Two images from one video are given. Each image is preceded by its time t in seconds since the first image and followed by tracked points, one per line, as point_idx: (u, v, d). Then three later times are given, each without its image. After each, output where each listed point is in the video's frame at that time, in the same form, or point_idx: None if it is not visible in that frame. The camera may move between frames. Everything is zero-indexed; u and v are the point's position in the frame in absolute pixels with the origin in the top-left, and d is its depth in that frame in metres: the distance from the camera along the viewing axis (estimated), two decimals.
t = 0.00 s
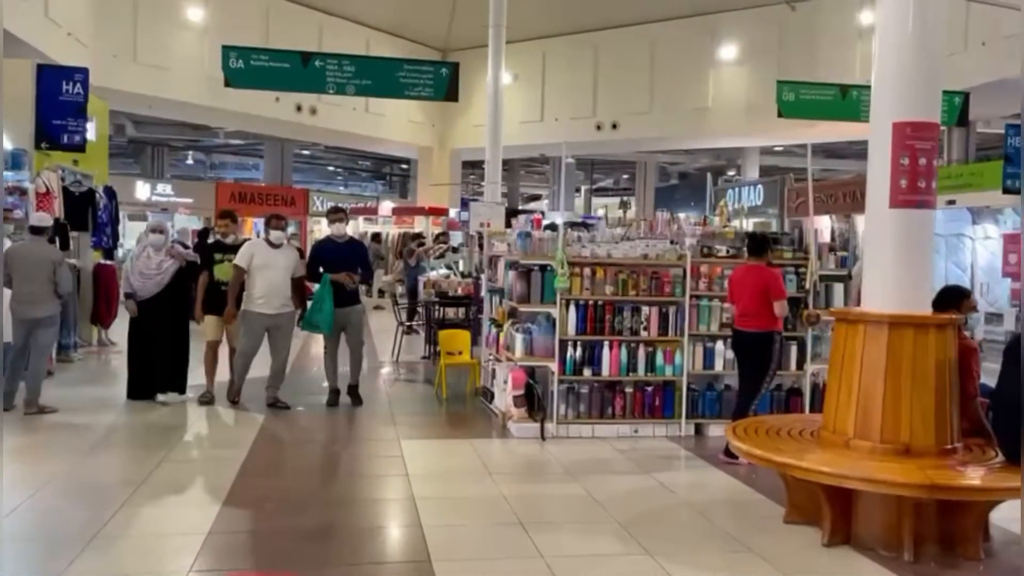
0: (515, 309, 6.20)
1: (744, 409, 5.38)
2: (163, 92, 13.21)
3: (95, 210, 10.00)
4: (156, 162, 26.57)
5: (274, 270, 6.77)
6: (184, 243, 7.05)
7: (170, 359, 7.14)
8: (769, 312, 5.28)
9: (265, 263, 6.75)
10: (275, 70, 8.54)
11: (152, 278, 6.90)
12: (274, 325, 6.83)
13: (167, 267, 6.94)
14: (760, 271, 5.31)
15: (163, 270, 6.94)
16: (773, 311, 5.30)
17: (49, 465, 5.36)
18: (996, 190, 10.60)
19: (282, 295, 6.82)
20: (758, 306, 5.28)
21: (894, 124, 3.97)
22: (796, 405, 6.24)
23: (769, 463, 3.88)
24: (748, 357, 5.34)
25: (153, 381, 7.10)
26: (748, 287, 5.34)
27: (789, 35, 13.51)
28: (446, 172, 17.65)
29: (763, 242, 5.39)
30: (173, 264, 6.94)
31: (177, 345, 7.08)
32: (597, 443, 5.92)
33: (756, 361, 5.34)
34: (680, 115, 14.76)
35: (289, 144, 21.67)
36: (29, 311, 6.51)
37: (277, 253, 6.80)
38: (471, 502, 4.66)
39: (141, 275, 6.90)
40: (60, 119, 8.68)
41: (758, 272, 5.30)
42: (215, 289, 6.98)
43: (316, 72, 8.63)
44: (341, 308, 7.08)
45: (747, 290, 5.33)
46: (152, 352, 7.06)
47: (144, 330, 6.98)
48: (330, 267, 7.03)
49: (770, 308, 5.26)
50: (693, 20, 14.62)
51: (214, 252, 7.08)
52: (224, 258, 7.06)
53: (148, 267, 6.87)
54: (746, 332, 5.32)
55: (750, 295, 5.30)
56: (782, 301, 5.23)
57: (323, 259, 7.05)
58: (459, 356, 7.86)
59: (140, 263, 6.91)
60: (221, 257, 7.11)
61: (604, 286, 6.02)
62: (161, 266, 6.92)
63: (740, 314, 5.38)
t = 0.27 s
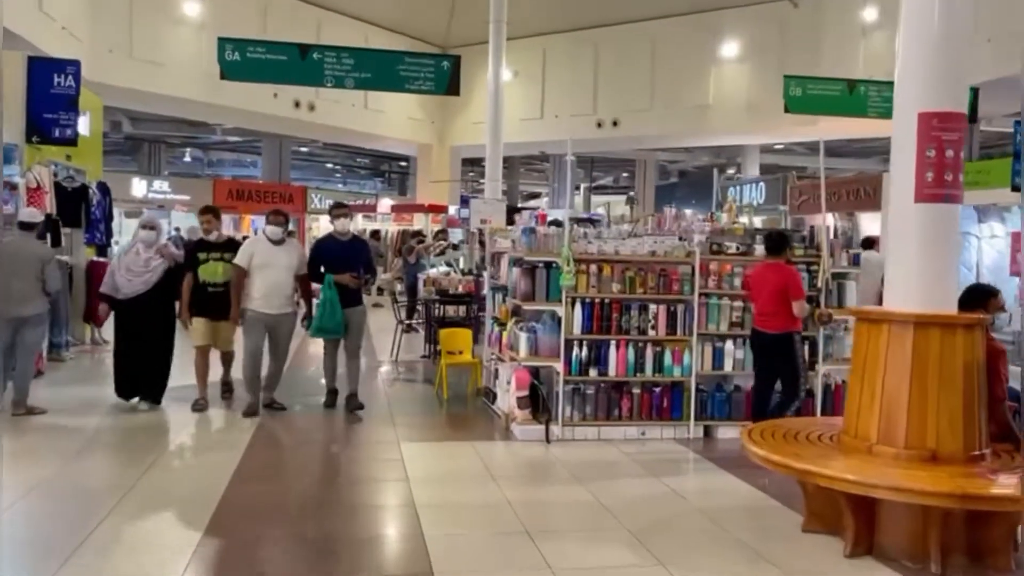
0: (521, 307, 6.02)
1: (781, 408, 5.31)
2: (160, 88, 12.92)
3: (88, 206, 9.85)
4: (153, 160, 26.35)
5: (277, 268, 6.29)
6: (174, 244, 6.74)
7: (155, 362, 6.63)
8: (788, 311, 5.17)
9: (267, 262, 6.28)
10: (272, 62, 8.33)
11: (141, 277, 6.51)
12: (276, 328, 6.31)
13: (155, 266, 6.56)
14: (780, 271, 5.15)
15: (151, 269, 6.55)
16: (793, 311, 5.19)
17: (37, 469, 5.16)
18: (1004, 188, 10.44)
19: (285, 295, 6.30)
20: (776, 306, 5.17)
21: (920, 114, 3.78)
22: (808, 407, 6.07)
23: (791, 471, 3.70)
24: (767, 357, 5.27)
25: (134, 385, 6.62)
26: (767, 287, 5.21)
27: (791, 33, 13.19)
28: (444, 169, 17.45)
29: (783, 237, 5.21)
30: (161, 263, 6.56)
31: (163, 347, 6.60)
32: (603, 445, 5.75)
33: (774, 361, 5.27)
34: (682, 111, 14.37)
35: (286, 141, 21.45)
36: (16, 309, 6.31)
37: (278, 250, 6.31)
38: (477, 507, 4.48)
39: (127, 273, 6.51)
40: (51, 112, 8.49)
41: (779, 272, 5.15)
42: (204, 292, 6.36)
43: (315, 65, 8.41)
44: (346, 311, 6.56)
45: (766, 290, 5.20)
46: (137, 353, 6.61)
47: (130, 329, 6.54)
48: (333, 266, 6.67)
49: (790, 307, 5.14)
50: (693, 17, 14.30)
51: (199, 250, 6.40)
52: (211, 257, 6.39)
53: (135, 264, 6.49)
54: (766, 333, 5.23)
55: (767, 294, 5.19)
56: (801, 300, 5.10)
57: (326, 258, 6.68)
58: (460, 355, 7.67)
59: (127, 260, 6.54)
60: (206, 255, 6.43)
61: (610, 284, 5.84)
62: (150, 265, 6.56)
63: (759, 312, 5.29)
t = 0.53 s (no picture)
0: (524, 311, 5.84)
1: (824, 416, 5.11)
2: (153, 84, 12.67)
3: (80, 205, 9.61)
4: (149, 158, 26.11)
5: (273, 270, 5.96)
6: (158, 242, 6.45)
7: (137, 365, 6.39)
8: (817, 316, 4.98)
9: (262, 264, 5.95)
10: (268, 57, 8.12)
11: (120, 278, 6.25)
12: (274, 333, 5.98)
13: (135, 267, 6.30)
14: (808, 271, 4.96)
15: (132, 269, 6.29)
16: (821, 315, 4.99)
17: (19, 477, 4.93)
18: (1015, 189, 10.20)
19: (282, 299, 5.96)
20: (805, 310, 4.98)
21: (952, 108, 3.53)
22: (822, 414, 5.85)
23: (814, 485, 3.43)
24: (794, 363, 5.05)
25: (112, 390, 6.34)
26: (795, 289, 5.01)
27: (795, 31, 12.87)
28: (443, 168, 17.23)
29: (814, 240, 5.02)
30: (142, 264, 6.29)
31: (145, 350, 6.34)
32: (610, 454, 5.53)
33: (802, 367, 5.05)
34: (684, 107, 13.94)
35: (283, 139, 21.22)
36: None
37: (274, 252, 5.98)
38: (479, 520, 4.26)
39: (106, 273, 6.27)
40: (41, 107, 8.23)
41: (807, 273, 4.95)
42: (188, 291, 6.02)
43: (311, 60, 8.20)
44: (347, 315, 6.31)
45: (794, 292, 5.00)
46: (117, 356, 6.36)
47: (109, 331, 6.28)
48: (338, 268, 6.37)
49: (818, 311, 4.93)
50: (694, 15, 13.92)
51: (184, 247, 6.05)
52: (197, 254, 6.05)
53: (115, 264, 6.24)
54: (793, 337, 5.02)
55: (796, 297, 4.99)
56: (832, 304, 4.90)
57: (331, 259, 6.39)
58: (461, 359, 7.45)
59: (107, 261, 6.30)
60: (192, 253, 6.07)
61: (618, 287, 5.63)
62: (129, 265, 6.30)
63: (786, 317, 5.08)
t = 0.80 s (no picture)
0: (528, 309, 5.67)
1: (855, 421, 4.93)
2: (153, 81, 12.39)
3: (76, 200, 9.45)
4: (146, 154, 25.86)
5: (269, 266, 5.75)
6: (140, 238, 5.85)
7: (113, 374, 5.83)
8: (861, 313, 4.81)
9: (258, 259, 5.73)
10: (266, 49, 7.94)
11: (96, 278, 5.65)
12: (272, 331, 5.79)
13: (112, 265, 5.69)
14: (849, 268, 4.79)
15: (110, 268, 5.70)
16: (864, 312, 4.82)
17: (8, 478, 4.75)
18: None
19: (279, 296, 5.76)
20: (846, 307, 4.80)
21: (984, 98, 3.35)
22: (835, 417, 5.68)
23: (838, 494, 3.29)
24: (834, 366, 4.88)
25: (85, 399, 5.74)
26: (836, 290, 4.83)
27: (799, 25, 12.24)
28: (443, 165, 17.02)
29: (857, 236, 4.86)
30: (119, 262, 5.68)
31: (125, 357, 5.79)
32: (617, 457, 5.36)
33: (845, 369, 4.86)
34: (687, 107, 13.30)
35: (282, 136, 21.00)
36: None
37: (269, 246, 5.76)
38: (484, 528, 4.08)
39: (82, 273, 5.68)
40: (34, 100, 8.05)
41: (849, 274, 4.78)
42: (179, 291, 5.70)
43: (310, 52, 8.02)
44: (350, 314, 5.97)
45: (835, 293, 4.83)
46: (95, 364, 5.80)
47: (84, 335, 5.69)
48: (343, 266, 5.95)
49: (864, 308, 4.77)
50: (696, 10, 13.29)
51: (179, 244, 5.78)
52: (190, 252, 5.78)
53: (89, 263, 5.64)
54: (834, 339, 4.85)
55: (838, 295, 4.82)
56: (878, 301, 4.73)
57: (335, 255, 5.97)
58: (463, 358, 7.27)
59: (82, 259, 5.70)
60: (186, 250, 5.80)
61: (625, 285, 5.46)
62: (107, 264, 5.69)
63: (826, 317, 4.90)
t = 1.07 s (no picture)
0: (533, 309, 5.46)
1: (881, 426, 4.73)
2: (152, 76, 12.13)
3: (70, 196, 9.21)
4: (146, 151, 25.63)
5: (269, 263, 5.46)
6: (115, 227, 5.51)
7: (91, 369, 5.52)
8: (906, 315, 4.62)
9: (256, 257, 5.45)
10: (264, 42, 7.73)
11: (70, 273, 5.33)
12: (273, 333, 5.51)
13: (88, 258, 5.36)
14: (895, 268, 4.61)
15: (84, 262, 5.37)
16: (910, 314, 4.62)
17: None
18: None
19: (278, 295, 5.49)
20: (889, 309, 4.61)
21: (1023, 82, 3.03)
22: (849, 422, 5.49)
23: (868, 508, 3.01)
24: (876, 370, 4.70)
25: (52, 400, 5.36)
26: (880, 291, 4.64)
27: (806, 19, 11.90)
28: (444, 162, 16.80)
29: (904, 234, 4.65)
30: (93, 253, 5.34)
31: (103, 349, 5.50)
32: (624, 462, 5.17)
33: (888, 372, 4.67)
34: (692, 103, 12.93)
35: (282, 133, 20.78)
36: None
37: (269, 244, 5.46)
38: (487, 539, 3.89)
39: (55, 269, 5.35)
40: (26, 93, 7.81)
41: (896, 274, 4.58)
42: (173, 288, 5.36)
43: (309, 45, 7.80)
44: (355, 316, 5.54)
45: (879, 294, 4.63)
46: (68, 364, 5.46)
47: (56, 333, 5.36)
48: (347, 267, 5.51)
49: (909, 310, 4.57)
50: (701, 5, 12.96)
51: (171, 237, 5.42)
52: (184, 246, 5.42)
53: (62, 256, 5.31)
54: (877, 340, 4.66)
55: (881, 296, 4.63)
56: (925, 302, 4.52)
57: (337, 256, 5.51)
58: (464, 360, 7.08)
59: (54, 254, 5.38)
60: (179, 244, 5.43)
61: (633, 284, 5.27)
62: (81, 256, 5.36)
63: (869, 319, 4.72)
